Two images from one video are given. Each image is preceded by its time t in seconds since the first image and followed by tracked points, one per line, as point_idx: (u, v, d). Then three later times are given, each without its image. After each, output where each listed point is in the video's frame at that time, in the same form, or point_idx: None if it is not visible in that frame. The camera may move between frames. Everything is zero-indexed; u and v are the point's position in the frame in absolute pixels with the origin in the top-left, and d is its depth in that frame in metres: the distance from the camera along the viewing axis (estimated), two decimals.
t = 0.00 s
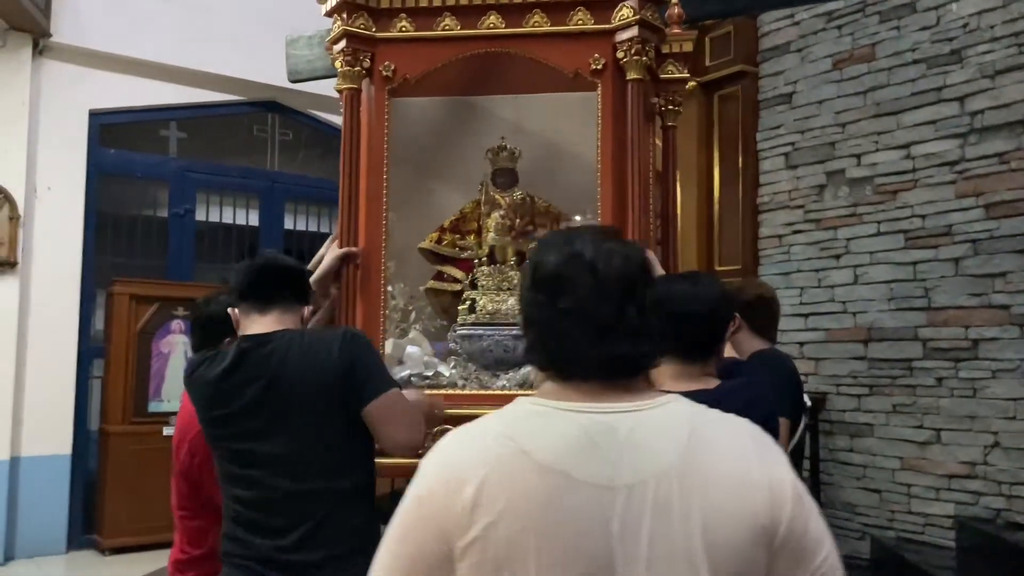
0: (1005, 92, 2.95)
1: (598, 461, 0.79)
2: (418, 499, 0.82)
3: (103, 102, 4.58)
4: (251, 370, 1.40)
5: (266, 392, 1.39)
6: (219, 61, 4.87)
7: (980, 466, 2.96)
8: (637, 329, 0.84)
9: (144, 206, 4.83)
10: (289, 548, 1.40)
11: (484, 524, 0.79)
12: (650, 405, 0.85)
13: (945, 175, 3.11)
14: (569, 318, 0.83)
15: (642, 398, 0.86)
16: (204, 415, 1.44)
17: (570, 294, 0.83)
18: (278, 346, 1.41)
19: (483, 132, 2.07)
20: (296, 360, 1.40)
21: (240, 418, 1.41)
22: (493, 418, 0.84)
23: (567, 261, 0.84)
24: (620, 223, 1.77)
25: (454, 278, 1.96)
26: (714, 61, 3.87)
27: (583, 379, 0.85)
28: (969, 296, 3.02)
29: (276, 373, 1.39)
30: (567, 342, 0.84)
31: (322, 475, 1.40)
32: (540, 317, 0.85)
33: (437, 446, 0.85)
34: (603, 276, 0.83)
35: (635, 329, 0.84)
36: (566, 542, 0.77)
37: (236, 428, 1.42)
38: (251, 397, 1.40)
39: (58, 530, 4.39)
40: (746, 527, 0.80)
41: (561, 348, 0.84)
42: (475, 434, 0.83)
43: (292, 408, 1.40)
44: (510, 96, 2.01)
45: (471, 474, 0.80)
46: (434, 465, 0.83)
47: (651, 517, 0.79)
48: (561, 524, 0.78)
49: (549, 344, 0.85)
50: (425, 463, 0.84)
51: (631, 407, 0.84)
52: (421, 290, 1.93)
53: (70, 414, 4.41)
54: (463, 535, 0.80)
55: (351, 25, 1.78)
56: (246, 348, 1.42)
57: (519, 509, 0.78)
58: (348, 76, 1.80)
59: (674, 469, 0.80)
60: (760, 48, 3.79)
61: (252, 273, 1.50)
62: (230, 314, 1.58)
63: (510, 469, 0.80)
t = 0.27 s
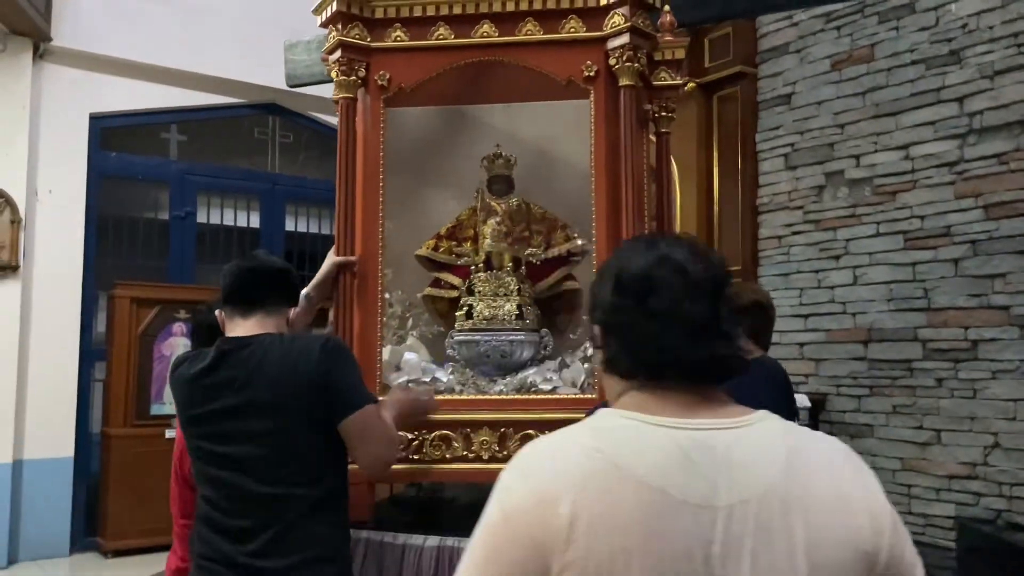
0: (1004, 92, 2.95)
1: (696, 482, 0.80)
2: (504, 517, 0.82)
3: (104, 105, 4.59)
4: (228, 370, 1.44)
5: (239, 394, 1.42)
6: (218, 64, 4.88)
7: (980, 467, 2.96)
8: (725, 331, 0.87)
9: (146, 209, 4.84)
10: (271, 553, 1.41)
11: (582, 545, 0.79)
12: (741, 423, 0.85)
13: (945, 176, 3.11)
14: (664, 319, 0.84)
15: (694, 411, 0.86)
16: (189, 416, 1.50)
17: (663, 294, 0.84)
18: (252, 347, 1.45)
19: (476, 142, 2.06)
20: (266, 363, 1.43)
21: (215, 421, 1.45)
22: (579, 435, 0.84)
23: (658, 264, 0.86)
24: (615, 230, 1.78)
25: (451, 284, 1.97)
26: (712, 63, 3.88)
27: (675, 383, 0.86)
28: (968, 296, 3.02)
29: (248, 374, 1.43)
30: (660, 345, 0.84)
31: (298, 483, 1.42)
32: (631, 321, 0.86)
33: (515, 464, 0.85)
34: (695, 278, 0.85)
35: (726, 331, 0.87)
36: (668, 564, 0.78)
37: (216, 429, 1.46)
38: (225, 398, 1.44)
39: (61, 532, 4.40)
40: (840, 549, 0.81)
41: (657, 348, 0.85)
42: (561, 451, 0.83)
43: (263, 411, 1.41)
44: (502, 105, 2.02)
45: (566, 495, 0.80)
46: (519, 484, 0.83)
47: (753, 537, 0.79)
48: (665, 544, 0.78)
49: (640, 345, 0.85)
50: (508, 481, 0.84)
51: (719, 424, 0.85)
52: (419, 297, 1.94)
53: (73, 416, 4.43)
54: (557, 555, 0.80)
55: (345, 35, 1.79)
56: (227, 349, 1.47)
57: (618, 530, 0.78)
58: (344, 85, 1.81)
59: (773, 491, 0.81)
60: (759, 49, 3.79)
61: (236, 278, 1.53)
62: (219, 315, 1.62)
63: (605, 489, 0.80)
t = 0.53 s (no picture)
0: (1008, 91, 2.95)
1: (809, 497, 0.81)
2: (611, 534, 0.83)
3: (108, 110, 4.61)
4: (238, 375, 1.51)
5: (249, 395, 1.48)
6: (222, 67, 4.88)
7: (987, 466, 2.95)
8: (820, 336, 0.92)
9: (150, 213, 4.85)
10: (271, 557, 1.46)
11: (697, 565, 0.80)
12: (844, 436, 0.88)
13: (949, 175, 3.11)
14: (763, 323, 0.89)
15: (790, 420, 0.89)
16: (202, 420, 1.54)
17: (766, 300, 0.89)
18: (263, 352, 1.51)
19: (487, 142, 2.04)
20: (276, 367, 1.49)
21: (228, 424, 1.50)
22: (686, 448, 0.85)
23: (757, 270, 0.91)
24: (624, 231, 1.78)
25: (458, 286, 1.98)
26: (715, 63, 3.86)
27: (778, 386, 0.89)
28: (973, 295, 3.02)
29: (258, 380, 1.48)
30: (769, 350, 0.89)
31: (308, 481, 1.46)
32: (739, 332, 0.90)
33: (617, 478, 0.85)
34: (793, 284, 0.90)
35: (821, 331, 0.91)
36: None
37: (225, 432, 1.51)
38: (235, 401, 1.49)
39: (68, 536, 4.42)
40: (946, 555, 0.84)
41: (765, 353, 0.89)
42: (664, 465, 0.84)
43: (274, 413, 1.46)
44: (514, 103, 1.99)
45: (675, 513, 0.81)
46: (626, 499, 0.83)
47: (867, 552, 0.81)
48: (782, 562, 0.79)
49: (745, 351, 0.89)
50: (610, 496, 0.84)
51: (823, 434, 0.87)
52: (425, 299, 1.94)
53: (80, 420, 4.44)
54: None
55: (353, 37, 1.79)
56: (238, 354, 1.53)
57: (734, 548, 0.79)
58: (351, 87, 1.81)
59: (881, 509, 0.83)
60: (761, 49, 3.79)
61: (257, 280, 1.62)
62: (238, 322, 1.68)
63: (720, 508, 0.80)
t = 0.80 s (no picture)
0: (1007, 92, 2.97)
1: (865, 501, 0.86)
2: (674, 533, 0.87)
3: (110, 119, 4.62)
4: (240, 404, 1.58)
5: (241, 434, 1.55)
6: (223, 75, 4.90)
7: (991, 465, 2.96)
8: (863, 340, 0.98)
9: (154, 221, 4.87)
10: None
11: (757, 569, 0.85)
12: (892, 440, 0.94)
13: (949, 176, 3.12)
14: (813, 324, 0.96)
15: (843, 426, 0.94)
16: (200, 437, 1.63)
17: (814, 304, 0.96)
18: (265, 386, 1.58)
19: (495, 149, 2.09)
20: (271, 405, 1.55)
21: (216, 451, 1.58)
22: (746, 451, 0.90)
23: (804, 275, 0.97)
24: (631, 236, 1.80)
25: (467, 292, 2.01)
26: (715, 67, 3.91)
27: (831, 387, 0.96)
28: (975, 296, 3.03)
29: (257, 416, 1.54)
30: (821, 352, 0.95)
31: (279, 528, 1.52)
32: (786, 333, 0.96)
33: (680, 480, 0.90)
34: (839, 288, 0.97)
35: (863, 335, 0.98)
36: None
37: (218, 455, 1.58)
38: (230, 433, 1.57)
39: (75, 544, 4.44)
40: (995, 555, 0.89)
41: (817, 355, 0.95)
42: (727, 467, 0.89)
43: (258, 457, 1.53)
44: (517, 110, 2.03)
45: (737, 516, 0.86)
46: (690, 501, 0.88)
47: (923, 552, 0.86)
48: (842, 561, 0.84)
49: (799, 352, 0.95)
50: (669, 499, 0.89)
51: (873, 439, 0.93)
52: (435, 305, 1.97)
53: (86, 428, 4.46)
54: (734, 574, 0.86)
55: (360, 46, 1.80)
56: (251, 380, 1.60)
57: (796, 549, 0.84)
58: (359, 96, 1.82)
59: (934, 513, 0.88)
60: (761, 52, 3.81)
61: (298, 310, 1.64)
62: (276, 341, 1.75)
63: (782, 510, 0.85)
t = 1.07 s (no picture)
0: (990, 102, 3.04)
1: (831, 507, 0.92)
2: (651, 534, 0.92)
3: (104, 131, 4.65)
4: (255, 449, 1.52)
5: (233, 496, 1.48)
6: (217, 86, 4.92)
7: (978, 467, 3.03)
8: (827, 350, 1.03)
9: (148, 231, 4.89)
10: None
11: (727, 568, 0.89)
12: (851, 443, 0.99)
13: (935, 184, 3.19)
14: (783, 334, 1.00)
15: (809, 431, 0.99)
16: (192, 480, 1.59)
17: (782, 314, 1.01)
18: (264, 444, 1.53)
19: (496, 162, 2.11)
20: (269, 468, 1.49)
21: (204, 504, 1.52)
22: (720, 454, 0.95)
23: (771, 289, 1.03)
24: (630, 248, 1.85)
25: (470, 302, 2.04)
26: (706, 76, 3.96)
27: (797, 396, 1.00)
28: (962, 301, 3.10)
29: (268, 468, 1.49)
30: (787, 361, 1.00)
31: None
32: (756, 343, 1.01)
33: (658, 483, 0.94)
34: (802, 300, 1.03)
35: (827, 345, 1.03)
36: None
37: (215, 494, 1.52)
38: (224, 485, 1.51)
39: (71, 555, 4.45)
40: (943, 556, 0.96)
41: (783, 365, 1.00)
42: (701, 470, 0.94)
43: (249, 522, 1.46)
44: (518, 122, 2.06)
45: (710, 518, 0.91)
46: (668, 502, 0.92)
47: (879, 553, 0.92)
48: (808, 560, 0.89)
49: (768, 362, 1.00)
50: (649, 502, 0.94)
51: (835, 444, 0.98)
52: (438, 314, 2.00)
53: (81, 439, 4.47)
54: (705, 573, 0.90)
55: (367, 65, 1.85)
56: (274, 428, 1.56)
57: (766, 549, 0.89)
58: (365, 113, 1.87)
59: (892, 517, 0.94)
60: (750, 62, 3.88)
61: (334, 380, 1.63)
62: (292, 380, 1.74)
63: (754, 513, 0.90)
